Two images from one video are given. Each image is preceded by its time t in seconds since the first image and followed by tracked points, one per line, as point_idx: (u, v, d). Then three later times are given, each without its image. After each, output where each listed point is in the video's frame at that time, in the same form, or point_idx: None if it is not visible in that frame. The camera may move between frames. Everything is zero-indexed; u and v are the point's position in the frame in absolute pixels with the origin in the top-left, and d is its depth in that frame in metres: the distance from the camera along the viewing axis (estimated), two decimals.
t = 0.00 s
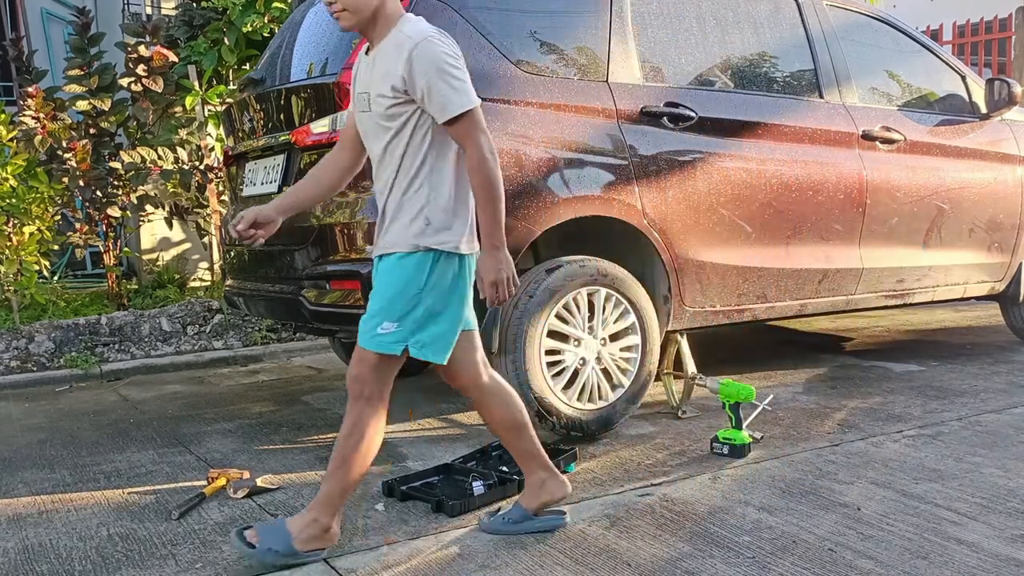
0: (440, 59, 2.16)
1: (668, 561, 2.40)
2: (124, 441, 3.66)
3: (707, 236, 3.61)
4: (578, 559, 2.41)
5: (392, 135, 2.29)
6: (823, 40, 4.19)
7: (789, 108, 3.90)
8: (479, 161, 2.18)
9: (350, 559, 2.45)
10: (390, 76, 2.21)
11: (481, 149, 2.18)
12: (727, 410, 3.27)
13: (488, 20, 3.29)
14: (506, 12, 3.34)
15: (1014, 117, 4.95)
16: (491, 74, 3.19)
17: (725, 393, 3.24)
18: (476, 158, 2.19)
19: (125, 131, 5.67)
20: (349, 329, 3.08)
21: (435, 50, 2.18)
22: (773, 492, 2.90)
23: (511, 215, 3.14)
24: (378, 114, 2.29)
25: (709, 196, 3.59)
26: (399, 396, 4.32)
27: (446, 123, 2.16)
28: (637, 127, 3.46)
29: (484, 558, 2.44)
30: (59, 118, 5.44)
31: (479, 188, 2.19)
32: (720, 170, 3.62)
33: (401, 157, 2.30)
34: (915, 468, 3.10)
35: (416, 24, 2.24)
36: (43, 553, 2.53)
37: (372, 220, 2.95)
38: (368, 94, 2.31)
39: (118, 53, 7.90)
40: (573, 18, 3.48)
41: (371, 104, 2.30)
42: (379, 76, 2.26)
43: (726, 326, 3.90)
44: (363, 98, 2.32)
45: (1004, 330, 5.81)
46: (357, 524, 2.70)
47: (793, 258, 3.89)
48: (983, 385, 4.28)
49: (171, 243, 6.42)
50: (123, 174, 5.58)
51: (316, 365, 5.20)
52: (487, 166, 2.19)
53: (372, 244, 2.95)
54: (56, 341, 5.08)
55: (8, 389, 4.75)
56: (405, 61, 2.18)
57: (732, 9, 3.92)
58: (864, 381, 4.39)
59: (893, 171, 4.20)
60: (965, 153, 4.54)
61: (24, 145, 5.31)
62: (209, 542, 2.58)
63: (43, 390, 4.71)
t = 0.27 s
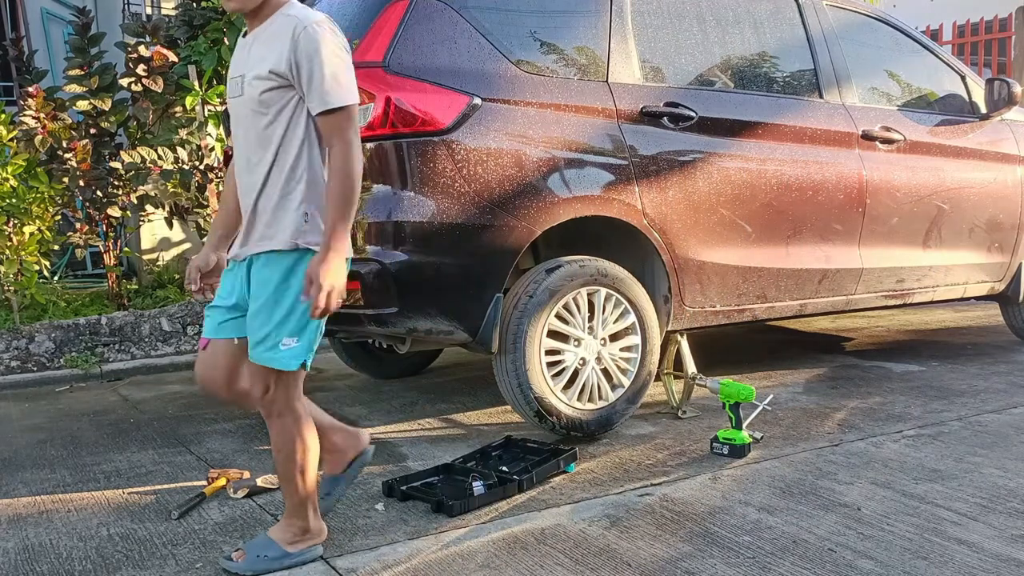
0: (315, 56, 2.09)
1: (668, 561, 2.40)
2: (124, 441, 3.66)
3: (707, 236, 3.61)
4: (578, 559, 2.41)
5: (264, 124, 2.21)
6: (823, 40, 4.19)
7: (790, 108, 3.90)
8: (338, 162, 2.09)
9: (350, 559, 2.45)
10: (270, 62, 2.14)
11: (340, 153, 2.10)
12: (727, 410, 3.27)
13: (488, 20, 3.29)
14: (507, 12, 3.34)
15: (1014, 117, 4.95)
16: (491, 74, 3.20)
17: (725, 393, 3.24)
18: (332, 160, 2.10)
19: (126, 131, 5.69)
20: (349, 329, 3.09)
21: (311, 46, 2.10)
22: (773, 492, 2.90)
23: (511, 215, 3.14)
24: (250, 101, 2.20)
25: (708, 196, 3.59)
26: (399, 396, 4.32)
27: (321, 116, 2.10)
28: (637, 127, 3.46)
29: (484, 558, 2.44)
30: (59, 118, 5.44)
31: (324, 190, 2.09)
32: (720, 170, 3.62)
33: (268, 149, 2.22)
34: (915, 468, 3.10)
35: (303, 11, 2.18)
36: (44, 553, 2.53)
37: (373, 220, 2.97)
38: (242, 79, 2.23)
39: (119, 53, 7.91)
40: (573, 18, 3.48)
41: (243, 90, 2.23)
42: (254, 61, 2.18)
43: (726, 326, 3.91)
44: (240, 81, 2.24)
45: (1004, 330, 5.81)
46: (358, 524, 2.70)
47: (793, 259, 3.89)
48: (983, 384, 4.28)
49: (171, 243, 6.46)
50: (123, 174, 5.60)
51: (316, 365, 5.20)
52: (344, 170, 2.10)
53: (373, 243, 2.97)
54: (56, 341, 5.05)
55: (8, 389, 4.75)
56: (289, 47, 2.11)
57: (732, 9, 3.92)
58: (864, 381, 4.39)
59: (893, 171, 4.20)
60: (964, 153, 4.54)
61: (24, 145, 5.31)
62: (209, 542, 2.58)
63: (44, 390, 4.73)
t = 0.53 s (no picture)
0: (203, 77, 1.93)
1: (668, 561, 2.40)
2: (124, 441, 3.66)
3: (707, 236, 3.61)
4: (578, 559, 2.42)
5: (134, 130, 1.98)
6: (823, 40, 4.19)
7: (790, 108, 3.91)
8: (216, 173, 1.93)
9: (350, 559, 2.45)
10: (148, 64, 1.93)
11: (215, 163, 1.94)
12: (727, 410, 3.27)
13: (488, 20, 3.29)
14: (507, 12, 3.34)
15: (1014, 118, 4.95)
16: (491, 74, 3.20)
17: (725, 393, 3.24)
18: (208, 171, 1.92)
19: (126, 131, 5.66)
20: (349, 329, 3.09)
21: (194, 60, 1.93)
22: (772, 492, 2.91)
23: (511, 214, 3.14)
24: (119, 105, 1.97)
25: (708, 196, 3.59)
26: (399, 396, 4.32)
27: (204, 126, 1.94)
28: (637, 127, 3.46)
29: (484, 558, 2.44)
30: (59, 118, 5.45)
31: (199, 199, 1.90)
32: (720, 170, 3.62)
33: (141, 161, 2.00)
34: (915, 468, 3.10)
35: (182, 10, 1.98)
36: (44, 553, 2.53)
37: (373, 220, 2.96)
38: (105, 77, 1.98)
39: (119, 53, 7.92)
40: (573, 19, 3.48)
41: (109, 91, 1.97)
42: (126, 59, 1.95)
43: (726, 326, 3.91)
44: (103, 80, 1.98)
45: (1004, 330, 5.81)
46: (358, 524, 2.70)
47: (793, 258, 3.89)
48: (982, 384, 4.28)
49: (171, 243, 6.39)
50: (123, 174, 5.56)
51: (316, 365, 5.20)
52: (219, 181, 1.95)
53: (373, 244, 2.96)
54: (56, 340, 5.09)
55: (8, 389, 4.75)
56: (171, 50, 1.92)
57: (732, 10, 3.92)
58: (864, 381, 4.39)
59: (893, 170, 4.20)
60: (964, 153, 4.54)
61: (24, 145, 5.33)
62: (209, 542, 2.58)
63: (43, 390, 4.70)
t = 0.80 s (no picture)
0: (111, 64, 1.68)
1: (668, 561, 2.41)
2: (124, 441, 3.66)
3: (707, 236, 3.61)
4: (578, 559, 2.42)
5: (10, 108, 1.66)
6: (823, 41, 4.19)
7: (790, 108, 3.91)
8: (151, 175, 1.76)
9: (351, 559, 2.45)
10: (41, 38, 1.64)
11: (141, 164, 1.75)
12: (727, 410, 3.27)
13: (488, 19, 3.29)
14: (507, 12, 3.34)
15: (1014, 117, 4.95)
16: (491, 74, 3.20)
17: (724, 393, 3.24)
18: (136, 174, 1.74)
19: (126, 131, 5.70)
20: (349, 329, 3.08)
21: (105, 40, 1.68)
22: (773, 492, 2.91)
23: (511, 214, 3.14)
24: None
25: (708, 196, 3.59)
26: (399, 396, 4.32)
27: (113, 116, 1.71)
28: (637, 127, 3.46)
29: (485, 558, 2.44)
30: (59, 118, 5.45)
31: (143, 213, 1.74)
32: (720, 170, 3.62)
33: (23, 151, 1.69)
34: (915, 468, 3.10)
35: None
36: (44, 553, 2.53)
37: (373, 220, 2.96)
38: None
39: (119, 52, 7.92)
40: (573, 19, 3.48)
41: None
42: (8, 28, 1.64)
43: (726, 326, 3.91)
44: None
45: (1004, 330, 5.81)
46: (358, 524, 2.70)
47: (793, 258, 3.89)
48: (982, 384, 4.28)
49: (171, 243, 6.42)
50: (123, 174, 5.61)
51: (316, 365, 5.20)
52: (144, 182, 1.75)
53: (373, 243, 2.96)
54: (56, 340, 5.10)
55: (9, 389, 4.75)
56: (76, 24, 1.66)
57: (732, 10, 3.92)
58: (864, 381, 4.39)
59: (893, 170, 4.20)
60: (964, 153, 4.54)
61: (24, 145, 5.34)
62: (209, 542, 2.58)
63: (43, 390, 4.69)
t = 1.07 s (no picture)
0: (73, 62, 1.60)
1: (668, 561, 2.40)
2: (124, 441, 3.66)
3: (708, 236, 3.61)
4: (578, 559, 2.41)
5: None
6: (824, 41, 4.18)
7: (790, 108, 3.90)
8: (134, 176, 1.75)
9: (350, 559, 2.44)
10: None
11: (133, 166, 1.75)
12: (727, 409, 3.27)
13: (489, 19, 3.29)
14: (507, 12, 3.34)
15: (1014, 118, 4.95)
16: (491, 74, 3.19)
17: (725, 393, 3.24)
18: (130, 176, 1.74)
19: (126, 131, 5.67)
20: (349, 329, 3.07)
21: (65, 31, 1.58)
22: (773, 492, 2.90)
23: (511, 214, 3.14)
24: None
25: (709, 196, 3.59)
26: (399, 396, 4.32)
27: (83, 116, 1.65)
28: (637, 127, 3.45)
29: (485, 558, 2.44)
30: (59, 117, 5.45)
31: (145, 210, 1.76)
32: (720, 170, 3.62)
33: None
34: (915, 468, 3.10)
35: None
36: (43, 553, 2.52)
37: (373, 220, 2.96)
38: None
39: (119, 53, 7.92)
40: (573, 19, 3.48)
41: None
42: None
43: (727, 326, 3.91)
44: None
45: (1004, 330, 5.81)
46: (358, 524, 2.70)
47: (794, 258, 3.89)
48: (983, 384, 4.28)
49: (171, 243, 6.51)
50: (123, 174, 5.58)
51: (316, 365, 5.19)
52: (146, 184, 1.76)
53: (373, 243, 2.95)
54: (56, 340, 5.09)
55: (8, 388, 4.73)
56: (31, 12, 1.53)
57: (733, 10, 3.92)
58: (865, 381, 4.39)
59: (893, 170, 4.19)
60: (964, 153, 4.54)
61: (24, 144, 5.34)
62: (209, 542, 2.57)
63: (43, 390, 4.68)
